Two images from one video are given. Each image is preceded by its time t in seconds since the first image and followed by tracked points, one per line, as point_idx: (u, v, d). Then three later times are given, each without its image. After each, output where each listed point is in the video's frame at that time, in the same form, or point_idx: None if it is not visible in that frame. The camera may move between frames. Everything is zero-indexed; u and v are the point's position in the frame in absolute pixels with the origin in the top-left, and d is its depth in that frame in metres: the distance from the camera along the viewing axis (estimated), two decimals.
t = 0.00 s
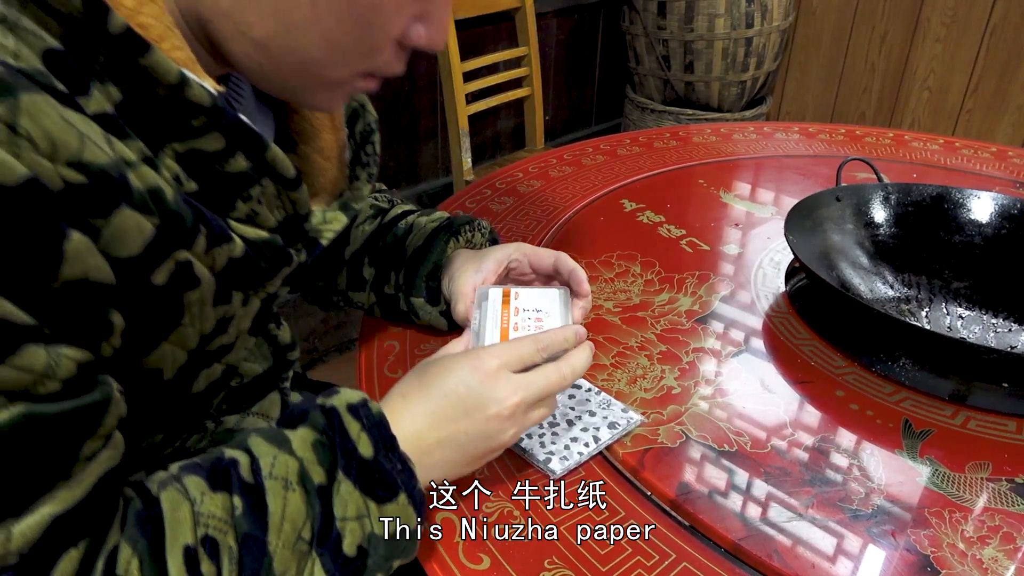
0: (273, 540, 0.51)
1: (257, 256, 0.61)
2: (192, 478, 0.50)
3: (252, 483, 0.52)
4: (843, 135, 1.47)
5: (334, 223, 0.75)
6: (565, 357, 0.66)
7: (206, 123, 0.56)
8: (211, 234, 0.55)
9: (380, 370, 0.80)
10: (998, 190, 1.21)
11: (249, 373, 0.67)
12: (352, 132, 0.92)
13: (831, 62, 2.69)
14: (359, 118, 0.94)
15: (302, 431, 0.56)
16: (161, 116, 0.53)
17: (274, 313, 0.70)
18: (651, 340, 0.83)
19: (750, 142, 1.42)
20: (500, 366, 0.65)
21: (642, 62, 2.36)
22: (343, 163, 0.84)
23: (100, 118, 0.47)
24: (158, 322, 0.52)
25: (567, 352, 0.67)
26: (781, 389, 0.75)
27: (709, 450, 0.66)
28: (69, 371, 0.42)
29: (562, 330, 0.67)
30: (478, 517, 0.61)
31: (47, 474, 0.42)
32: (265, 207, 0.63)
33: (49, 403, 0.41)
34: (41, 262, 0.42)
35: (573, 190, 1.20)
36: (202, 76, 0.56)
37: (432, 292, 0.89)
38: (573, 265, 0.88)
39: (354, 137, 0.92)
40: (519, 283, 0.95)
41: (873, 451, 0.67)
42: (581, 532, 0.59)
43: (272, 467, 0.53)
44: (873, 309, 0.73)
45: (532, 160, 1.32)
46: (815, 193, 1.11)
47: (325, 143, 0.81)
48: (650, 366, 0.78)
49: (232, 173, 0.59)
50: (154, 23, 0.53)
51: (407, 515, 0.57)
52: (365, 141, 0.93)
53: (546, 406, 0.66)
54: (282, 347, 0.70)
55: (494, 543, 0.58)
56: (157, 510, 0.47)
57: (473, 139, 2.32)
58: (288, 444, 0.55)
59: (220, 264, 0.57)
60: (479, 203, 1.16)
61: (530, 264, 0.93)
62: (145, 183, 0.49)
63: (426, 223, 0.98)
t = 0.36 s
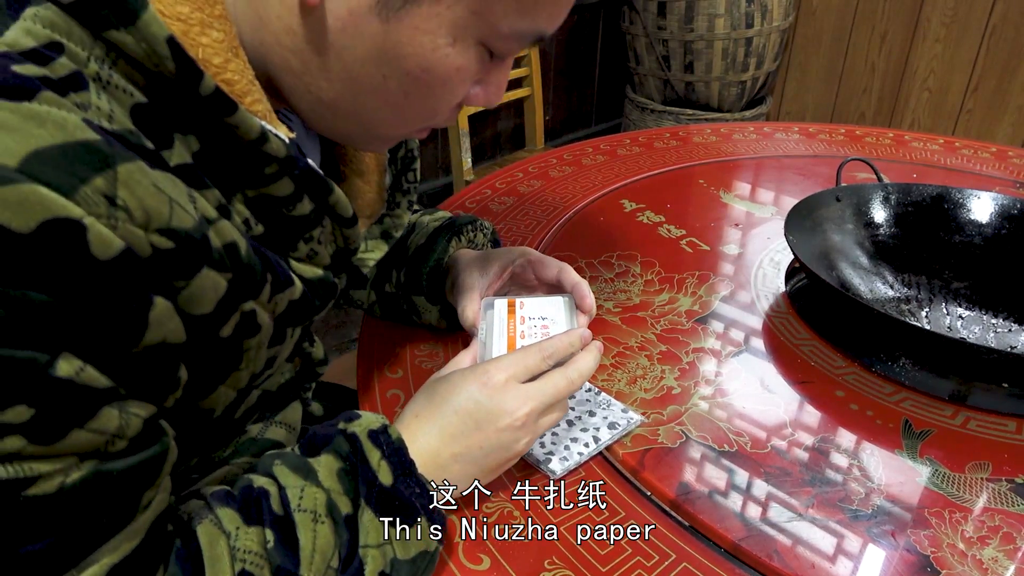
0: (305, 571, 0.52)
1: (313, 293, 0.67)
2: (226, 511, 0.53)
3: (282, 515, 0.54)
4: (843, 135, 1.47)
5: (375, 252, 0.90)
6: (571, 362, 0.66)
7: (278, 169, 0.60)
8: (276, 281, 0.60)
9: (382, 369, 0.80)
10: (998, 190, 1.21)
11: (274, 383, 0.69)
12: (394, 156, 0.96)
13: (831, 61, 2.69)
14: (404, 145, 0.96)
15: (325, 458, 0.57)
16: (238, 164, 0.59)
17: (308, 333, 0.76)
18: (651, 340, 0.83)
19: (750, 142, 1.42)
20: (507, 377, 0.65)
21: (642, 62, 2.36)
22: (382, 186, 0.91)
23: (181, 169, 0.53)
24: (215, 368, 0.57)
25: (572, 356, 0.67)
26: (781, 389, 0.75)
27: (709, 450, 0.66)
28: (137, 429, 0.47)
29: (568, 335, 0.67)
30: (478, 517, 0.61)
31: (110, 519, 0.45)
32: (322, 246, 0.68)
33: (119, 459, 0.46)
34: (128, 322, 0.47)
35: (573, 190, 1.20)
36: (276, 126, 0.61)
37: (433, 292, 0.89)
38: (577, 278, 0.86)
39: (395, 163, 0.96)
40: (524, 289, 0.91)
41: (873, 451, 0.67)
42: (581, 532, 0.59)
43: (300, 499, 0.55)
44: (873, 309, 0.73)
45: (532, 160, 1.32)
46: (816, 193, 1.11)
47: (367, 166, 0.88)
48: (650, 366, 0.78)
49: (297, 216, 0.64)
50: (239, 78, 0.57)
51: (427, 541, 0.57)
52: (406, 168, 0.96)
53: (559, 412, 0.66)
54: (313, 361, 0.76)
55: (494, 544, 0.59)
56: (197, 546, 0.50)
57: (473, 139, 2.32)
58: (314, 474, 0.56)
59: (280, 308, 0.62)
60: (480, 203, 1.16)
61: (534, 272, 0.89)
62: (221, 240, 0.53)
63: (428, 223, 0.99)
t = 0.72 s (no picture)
0: None
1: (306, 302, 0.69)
2: (223, 518, 0.54)
3: (279, 521, 0.55)
4: (843, 135, 1.47)
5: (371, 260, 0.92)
6: (568, 366, 0.66)
7: (271, 181, 0.61)
8: (269, 292, 0.61)
9: (381, 369, 0.80)
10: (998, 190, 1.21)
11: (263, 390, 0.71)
12: (392, 165, 0.95)
13: (831, 61, 2.69)
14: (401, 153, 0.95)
15: (322, 465, 0.58)
16: (231, 177, 0.59)
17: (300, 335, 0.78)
18: (651, 340, 0.83)
19: (751, 142, 1.42)
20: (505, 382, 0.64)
21: (642, 62, 2.36)
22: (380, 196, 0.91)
23: (172, 184, 0.54)
24: (207, 381, 0.58)
25: (570, 360, 0.67)
26: (780, 389, 0.75)
27: (709, 450, 0.66)
28: (131, 437, 0.48)
29: (564, 339, 0.66)
30: (478, 516, 0.61)
31: (108, 528, 0.47)
32: (317, 255, 0.69)
33: (114, 467, 0.47)
34: (118, 336, 0.48)
35: (573, 190, 1.20)
36: (270, 138, 0.61)
37: (432, 291, 0.89)
38: (576, 275, 0.86)
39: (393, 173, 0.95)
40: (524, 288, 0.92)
41: (872, 452, 0.67)
42: (581, 532, 0.59)
43: (297, 505, 0.55)
44: (873, 309, 0.73)
45: (532, 160, 1.32)
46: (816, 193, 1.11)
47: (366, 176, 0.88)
48: (650, 366, 0.78)
49: (291, 227, 0.65)
50: (232, 92, 0.57)
51: (425, 542, 0.57)
52: (404, 176, 0.96)
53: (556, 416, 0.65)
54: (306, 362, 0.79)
55: (494, 543, 0.58)
56: (195, 553, 0.51)
57: (473, 139, 2.32)
58: (311, 479, 0.57)
59: (275, 319, 0.63)
60: (480, 203, 1.16)
61: (532, 271, 0.90)
62: (211, 255, 0.54)
63: (426, 222, 0.99)
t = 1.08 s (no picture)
0: None
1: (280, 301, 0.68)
2: (196, 519, 0.54)
3: (253, 524, 0.55)
4: (843, 135, 1.47)
5: (357, 259, 0.88)
6: (559, 376, 0.66)
7: (237, 177, 0.62)
8: (236, 290, 0.61)
9: (381, 368, 0.80)
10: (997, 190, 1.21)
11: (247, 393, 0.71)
12: (381, 165, 0.91)
13: (831, 61, 2.69)
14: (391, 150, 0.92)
15: (301, 467, 0.58)
16: (196, 172, 0.60)
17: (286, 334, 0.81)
18: (651, 340, 0.83)
19: (751, 142, 1.42)
20: (497, 391, 0.64)
21: (642, 62, 2.36)
22: (370, 196, 0.90)
23: (130, 176, 0.54)
24: (170, 380, 0.59)
25: (561, 370, 0.67)
26: (781, 389, 0.75)
27: (709, 450, 0.66)
28: (82, 429, 0.49)
29: (558, 350, 0.66)
30: (478, 517, 0.61)
31: (65, 522, 0.48)
32: (292, 253, 0.70)
33: (65, 459, 0.48)
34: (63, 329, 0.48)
35: (573, 190, 1.20)
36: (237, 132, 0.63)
37: (432, 292, 0.89)
38: (573, 278, 0.86)
39: (382, 171, 0.92)
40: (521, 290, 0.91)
41: (873, 452, 0.67)
42: (581, 532, 0.59)
43: (273, 508, 0.56)
44: (873, 309, 0.73)
45: (533, 160, 1.32)
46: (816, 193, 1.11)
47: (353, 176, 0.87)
48: (650, 366, 0.78)
49: (262, 223, 0.66)
50: (193, 84, 0.58)
51: (404, 549, 0.58)
52: (393, 177, 0.92)
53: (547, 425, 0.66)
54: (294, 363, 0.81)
55: (494, 543, 0.58)
56: (162, 556, 0.51)
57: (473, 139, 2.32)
58: (289, 482, 0.57)
59: (244, 317, 0.63)
60: (480, 203, 1.16)
61: (531, 273, 0.89)
62: (166, 249, 0.53)
63: (426, 222, 0.99)
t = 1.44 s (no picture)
0: None
1: (268, 301, 0.69)
2: (186, 521, 0.54)
3: (243, 526, 0.55)
4: (843, 135, 1.47)
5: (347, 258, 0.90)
6: (552, 375, 0.66)
7: (220, 180, 0.62)
8: (223, 292, 0.62)
9: (381, 368, 0.80)
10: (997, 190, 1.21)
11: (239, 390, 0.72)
12: (370, 163, 0.94)
13: (831, 61, 2.69)
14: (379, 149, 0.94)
15: (290, 470, 0.59)
16: (180, 176, 0.61)
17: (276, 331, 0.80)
18: (651, 340, 0.83)
19: (751, 142, 1.42)
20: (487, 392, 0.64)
21: (642, 62, 2.36)
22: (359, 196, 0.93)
23: (115, 180, 0.54)
24: (157, 381, 0.59)
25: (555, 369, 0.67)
26: (780, 389, 0.75)
27: (709, 450, 0.66)
28: (66, 435, 0.49)
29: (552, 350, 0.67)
30: (478, 517, 0.61)
31: (52, 526, 0.48)
32: (281, 253, 0.70)
33: (48, 465, 0.48)
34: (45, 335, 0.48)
35: (573, 190, 1.20)
36: (220, 134, 0.63)
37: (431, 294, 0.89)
38: (568, 276, 0.85)
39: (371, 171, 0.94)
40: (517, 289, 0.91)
41: (873, 451, 0.67)
42: (580, 532, 0.59)
43: (262, 511, 0.56)
44: (873, 309, 0.73)
45: (533, 160, 1.32)
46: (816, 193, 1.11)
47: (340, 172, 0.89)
48: (650, 366, 0.78)
49: (249, 225, 0.66)
50: (174, 87, 0.58)
51: (393, 552, 0.58)
52: (382, 175, 0.95)
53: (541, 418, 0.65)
54: (286, 359, 0.80)
55: (494, 543, 0.58)
56: (151, 557, 0.52)
57: (473, 139, 2.32)
58: (278, 484, 0.58)
59: (233, 318, 0.64)
60: (480, 203, 1.17)
61: (526, 272, 0.90)
62: (150, 253, 0.54)
63: (423, 223, 0.99)
